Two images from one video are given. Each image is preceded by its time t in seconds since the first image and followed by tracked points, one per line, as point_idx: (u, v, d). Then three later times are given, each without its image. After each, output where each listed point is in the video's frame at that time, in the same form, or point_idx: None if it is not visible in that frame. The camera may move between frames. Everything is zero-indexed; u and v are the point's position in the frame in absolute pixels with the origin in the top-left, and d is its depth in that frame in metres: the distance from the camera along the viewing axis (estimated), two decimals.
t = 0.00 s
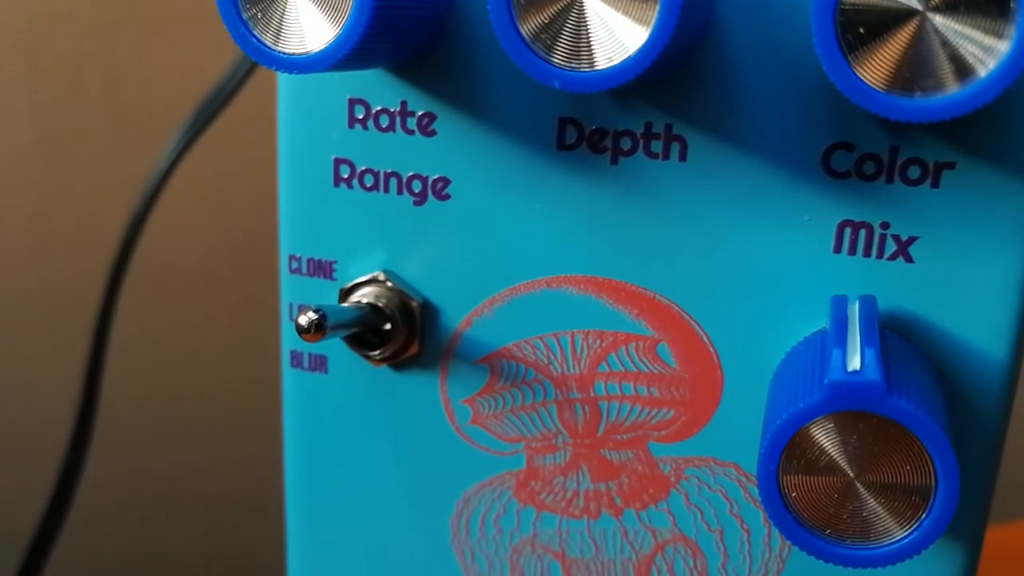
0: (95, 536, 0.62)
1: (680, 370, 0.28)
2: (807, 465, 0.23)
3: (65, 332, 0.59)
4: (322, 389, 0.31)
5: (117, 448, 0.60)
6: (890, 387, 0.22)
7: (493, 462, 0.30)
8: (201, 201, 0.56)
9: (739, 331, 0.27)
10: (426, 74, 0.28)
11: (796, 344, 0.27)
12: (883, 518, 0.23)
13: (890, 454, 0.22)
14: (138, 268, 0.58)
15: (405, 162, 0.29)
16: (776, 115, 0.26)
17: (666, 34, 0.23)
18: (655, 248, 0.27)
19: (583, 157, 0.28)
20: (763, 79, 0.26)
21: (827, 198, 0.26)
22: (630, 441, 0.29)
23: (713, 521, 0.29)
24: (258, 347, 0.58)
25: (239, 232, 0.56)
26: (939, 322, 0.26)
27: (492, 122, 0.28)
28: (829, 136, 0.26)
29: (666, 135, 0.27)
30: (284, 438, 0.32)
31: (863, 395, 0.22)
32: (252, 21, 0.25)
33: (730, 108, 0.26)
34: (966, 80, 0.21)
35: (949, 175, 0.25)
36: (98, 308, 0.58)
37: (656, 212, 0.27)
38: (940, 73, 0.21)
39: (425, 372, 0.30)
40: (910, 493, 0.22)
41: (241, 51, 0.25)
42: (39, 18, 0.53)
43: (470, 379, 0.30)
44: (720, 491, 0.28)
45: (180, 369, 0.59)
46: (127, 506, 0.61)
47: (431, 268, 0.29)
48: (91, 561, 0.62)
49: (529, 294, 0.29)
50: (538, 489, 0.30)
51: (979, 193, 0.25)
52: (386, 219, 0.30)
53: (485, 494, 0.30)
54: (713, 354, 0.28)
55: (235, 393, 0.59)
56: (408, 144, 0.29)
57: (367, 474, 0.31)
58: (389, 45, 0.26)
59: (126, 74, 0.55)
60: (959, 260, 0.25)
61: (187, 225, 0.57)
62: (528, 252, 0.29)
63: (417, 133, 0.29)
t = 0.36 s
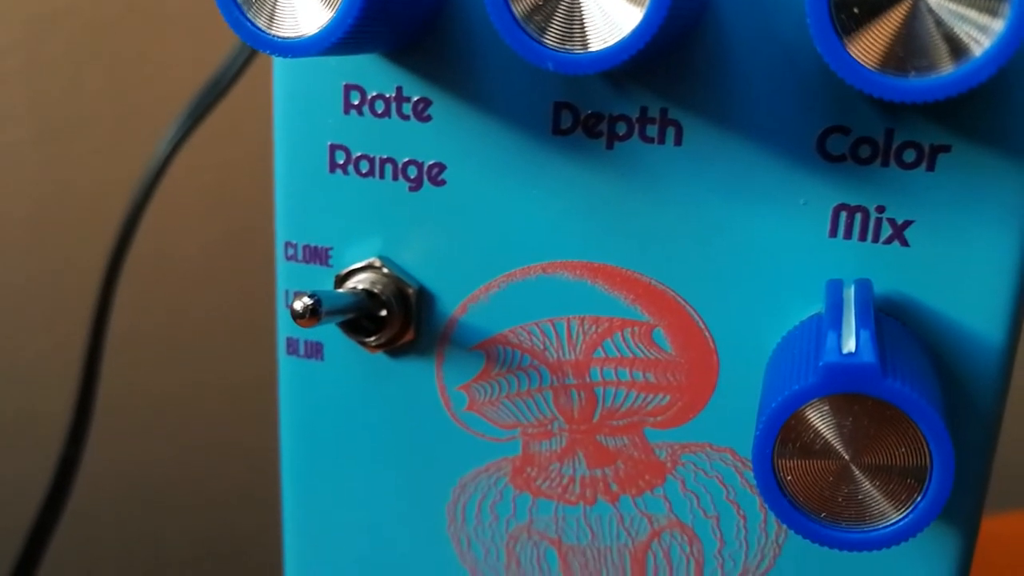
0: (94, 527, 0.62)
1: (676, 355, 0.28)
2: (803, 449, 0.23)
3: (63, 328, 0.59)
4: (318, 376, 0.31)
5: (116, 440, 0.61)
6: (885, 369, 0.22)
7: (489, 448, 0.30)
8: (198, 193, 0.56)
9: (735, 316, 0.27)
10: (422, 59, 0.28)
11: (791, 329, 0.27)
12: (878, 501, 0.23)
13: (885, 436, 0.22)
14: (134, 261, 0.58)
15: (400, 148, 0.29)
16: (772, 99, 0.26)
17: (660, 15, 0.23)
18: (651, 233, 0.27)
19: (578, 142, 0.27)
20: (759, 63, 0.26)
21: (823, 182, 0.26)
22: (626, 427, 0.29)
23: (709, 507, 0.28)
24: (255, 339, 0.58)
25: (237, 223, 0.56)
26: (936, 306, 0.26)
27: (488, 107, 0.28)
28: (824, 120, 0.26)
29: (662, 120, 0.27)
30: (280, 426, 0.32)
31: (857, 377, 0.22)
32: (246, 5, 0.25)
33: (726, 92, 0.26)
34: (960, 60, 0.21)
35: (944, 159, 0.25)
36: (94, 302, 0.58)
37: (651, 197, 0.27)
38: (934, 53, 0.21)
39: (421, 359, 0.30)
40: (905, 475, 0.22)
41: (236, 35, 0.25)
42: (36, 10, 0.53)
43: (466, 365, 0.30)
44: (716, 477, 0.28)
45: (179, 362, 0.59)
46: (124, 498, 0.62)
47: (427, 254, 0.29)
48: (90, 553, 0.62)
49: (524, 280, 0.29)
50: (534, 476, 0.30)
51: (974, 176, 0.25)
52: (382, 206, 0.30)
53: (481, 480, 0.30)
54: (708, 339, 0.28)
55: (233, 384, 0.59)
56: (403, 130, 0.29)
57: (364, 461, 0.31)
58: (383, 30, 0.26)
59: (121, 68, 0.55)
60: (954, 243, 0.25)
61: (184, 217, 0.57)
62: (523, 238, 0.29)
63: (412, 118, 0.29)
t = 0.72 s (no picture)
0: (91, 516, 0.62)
1: (671, 340, 0.28)
2: (797, 431, 0.23)
3: (58, 320, 0.59)
4: (313, 362, 0.31)
5: (112, 431, 0.61)
6: (880, 349, 0.22)
7: (484, 434, 0.30)
8: (193, 183, 0.56)
9: (730, 300, 0.27)
10: (417, 44, 0.28)
11: (786, 312, 0.27)
12: (873, 483, 0.23)
13: (879, 417, 0.22)
14: (129, 251, 0.57)
15: (395, 133, 0.29)
16: (767, 81, 0.26)
17: None
18: (645, 217, 0.27)
19: (573, 125, 0.27)
20: (754, 45, 0.26)
21: (818, 164, 0.26)
22: (621, 411, 0.29)
23: (704, 492, 0.28)
24: (251, 330, 0.58)
25: (232, 214, 0.56)
26: (931, 289, 0.26)
27: (482, 91, 0.28)
28: (819, 102, 0.26)
29: (657, 103, 0.27)
30: (275, 412, 0.32)
31: (852, 358, 0.22)
32: None
33: (720, 75, 0.26)
34: (955, 38, 0.21)
35: (939, 141, 0.25)
36: (89, 294, 0.58)
37: (646, 181, 0.27)
38: (929, 33, 0.21)
39: (416, 345, 0.30)
40: (900, 456, 0.22)
41: (231, 17, 0.25)
42: None
43: (461, 351, 0.30)
44: (711, 462, 0.28)
45: (175, 352, 0.59)
46: (120, 487, 0.62)
47: (422, 239, 0.29)
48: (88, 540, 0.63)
49: (519, 265, 0.29)
50: (529, 462, 0.30)
51: (969, 158, 0.25)
52: (376, 191, 0.30)
53: (476, 466, 0.30)
54: (703, 324, 0.27)
55: (229, 375, 0.59)
56: (398, 115, 0.29)
57: (359, 447, 0.31)
58: (378, 14, 0.26)
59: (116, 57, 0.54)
60: (949, 225, 0.25)
61: (179, 207, 0.56)
62: (518, 223, 0.28)
63: (407, 103, 0.29)
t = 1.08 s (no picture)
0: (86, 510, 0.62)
1: (664, 322, 0.28)
2: (790, 410, 0.23)
3: (54, 311, 0.59)
4: (307, 347, 0.31)
5: (108, 424, 0.61)
6: (873, 327, 0.22)
7: (478, 418, 0.30)
8: (190, 173, 0.56)
9: (724, 282, 0.27)
10: (410, 26, 0.28)
11: (780, 294, 0.26)
12: (866, 462, 0.23)
13: (871, 395, 0.22)
14: (124, 243, 0.57)
15: (388, 116, 0.29)
16: (760, 62, 0.26)
17: None
18: (639, 199, 0.27)
19: (566, 107, 0.27)
20: (746, 26, 0.26)
21: (811, 146, 0.26)
22: (615, 395, 0.28)
23: (698, 475, 0.28)
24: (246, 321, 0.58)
25: (229, 205, 0.56)
26: (925, 270, 0.26)
27: (476, 74, 0.28)
28: (813, 83, 0.25)
29: (650, 84, 0.27)
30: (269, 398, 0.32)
31: (845, 336, 0.22)
32: None
33: (714, 56, 0.26)
34: (948, 14, 0.21)
35: (932, 122, 0.25)
36: (84, 286, 0.58)
37: (640, 163, 0.27)
38: (921, 11, 0.21)
39: (409, 329, 0.30)
40: (892, 435, 0.22)
41: None
42: None
43: (454, 335, 0.30)
44: (705, 445, 0.28)
45: (171, 344, 0.59)
46: (116, 480, 0.62)
47: (416, 223, 0.29)
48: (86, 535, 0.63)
49: (513, 249, 0.29)
50: (523, 445, 0.30)
51: (963, 139, 0.25)
52: (370, 175, 0.29)
53: (470, 451, 0.30)
54: (697, 306, 0.27)
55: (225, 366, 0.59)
56: (391, 98, 0.29)
57: (353, 432, 0.31)
58: None
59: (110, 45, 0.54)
60: (943, 206, 0.25)
61: (175, 197, 0.56)
62: (511, 206, 0.28)
63: (400, 86, 0.29)
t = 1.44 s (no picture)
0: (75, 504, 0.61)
1: (656, 304, 0.28)
2: (782, 386, 0.23)
3: (44, 302, 0.58)
4: (298, 330, 0.31)
5: (99, 420, 0.60)
6: (865, 303, 0.22)
7: (470, 401, 0.30)
8: (182, 163, 0.56)
9: (716, 263, 0.27)
10: (402, 7, 0.28)
11: (772, 275, 0.26)
12: (858, 438, 0.23)
13: (863, 371, 0.22)
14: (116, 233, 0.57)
15: (380, 97, 0.29)
16: (753, 43, 0.26)
17: None
18: (632, 180, 0.27)
19: (558, 88, 0.27)
20: (739, 6, 0.26)
21: (803, 125, 0.26)
22: (607, 376, 0.28)
23: (690, 457, 0.28)
24: (241, 313, 0.58)
25: (224, 195, 0.56)
26: (918, 250, 0.26)
27: (468, 55, 0.28)
28: (805, 63, 0.25)
29: (642, 65, 0.26)
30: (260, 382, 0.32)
31: (837, 311, 0.22)
32: None
33: (706, 36, 0.26)
34: None
35: (925, 101, 0.25)
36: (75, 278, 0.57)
37: (633, 144, 0.27)
38: None
39: (402, 312, 0.30)
40: (884, 411, 0.23)
41: None
42: None
43: (447, 317, 0.30)
44: (697, 427, 0.28)
45: (162, 338, 0.59)
46: (107, 473, 0.61)
47: (408, 204, 0.29)
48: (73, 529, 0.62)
49: (505, 231, 0.29)
50: (515, 428, 0.30)
51: (956, 119, 0.25)
52: (362, 157, 0.29)
53: (462, 434, 0.30)
54: (689, 287, 0.27)
55: (220, 357, 0.59)
56: (384, 79, 0.29)
57: (344, 416, 0.31)
58: None
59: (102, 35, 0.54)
60: (935, 186, 0.25)
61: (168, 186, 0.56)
62: (503, 187, 0.28)
63: (392, 67, 0.28)
